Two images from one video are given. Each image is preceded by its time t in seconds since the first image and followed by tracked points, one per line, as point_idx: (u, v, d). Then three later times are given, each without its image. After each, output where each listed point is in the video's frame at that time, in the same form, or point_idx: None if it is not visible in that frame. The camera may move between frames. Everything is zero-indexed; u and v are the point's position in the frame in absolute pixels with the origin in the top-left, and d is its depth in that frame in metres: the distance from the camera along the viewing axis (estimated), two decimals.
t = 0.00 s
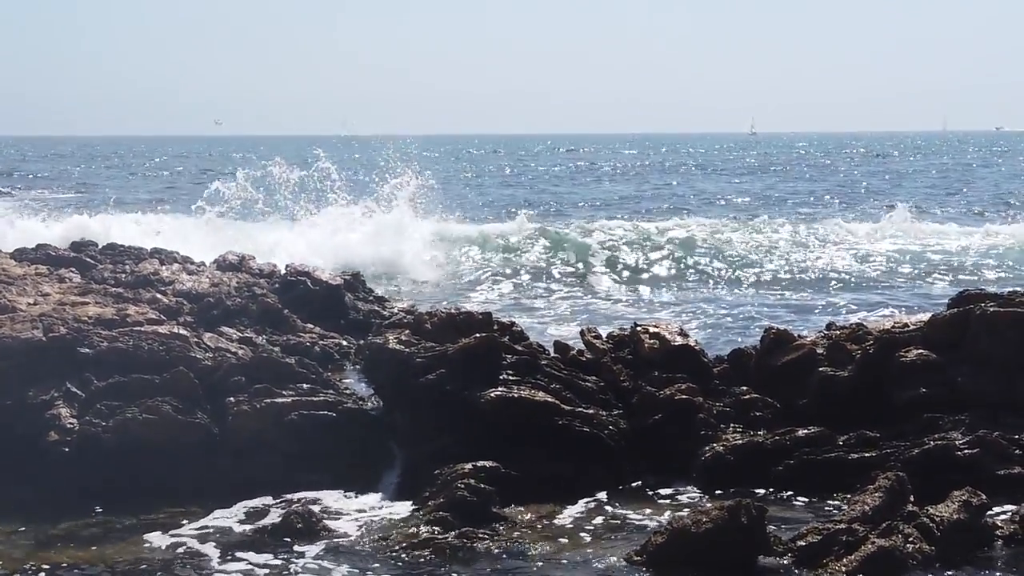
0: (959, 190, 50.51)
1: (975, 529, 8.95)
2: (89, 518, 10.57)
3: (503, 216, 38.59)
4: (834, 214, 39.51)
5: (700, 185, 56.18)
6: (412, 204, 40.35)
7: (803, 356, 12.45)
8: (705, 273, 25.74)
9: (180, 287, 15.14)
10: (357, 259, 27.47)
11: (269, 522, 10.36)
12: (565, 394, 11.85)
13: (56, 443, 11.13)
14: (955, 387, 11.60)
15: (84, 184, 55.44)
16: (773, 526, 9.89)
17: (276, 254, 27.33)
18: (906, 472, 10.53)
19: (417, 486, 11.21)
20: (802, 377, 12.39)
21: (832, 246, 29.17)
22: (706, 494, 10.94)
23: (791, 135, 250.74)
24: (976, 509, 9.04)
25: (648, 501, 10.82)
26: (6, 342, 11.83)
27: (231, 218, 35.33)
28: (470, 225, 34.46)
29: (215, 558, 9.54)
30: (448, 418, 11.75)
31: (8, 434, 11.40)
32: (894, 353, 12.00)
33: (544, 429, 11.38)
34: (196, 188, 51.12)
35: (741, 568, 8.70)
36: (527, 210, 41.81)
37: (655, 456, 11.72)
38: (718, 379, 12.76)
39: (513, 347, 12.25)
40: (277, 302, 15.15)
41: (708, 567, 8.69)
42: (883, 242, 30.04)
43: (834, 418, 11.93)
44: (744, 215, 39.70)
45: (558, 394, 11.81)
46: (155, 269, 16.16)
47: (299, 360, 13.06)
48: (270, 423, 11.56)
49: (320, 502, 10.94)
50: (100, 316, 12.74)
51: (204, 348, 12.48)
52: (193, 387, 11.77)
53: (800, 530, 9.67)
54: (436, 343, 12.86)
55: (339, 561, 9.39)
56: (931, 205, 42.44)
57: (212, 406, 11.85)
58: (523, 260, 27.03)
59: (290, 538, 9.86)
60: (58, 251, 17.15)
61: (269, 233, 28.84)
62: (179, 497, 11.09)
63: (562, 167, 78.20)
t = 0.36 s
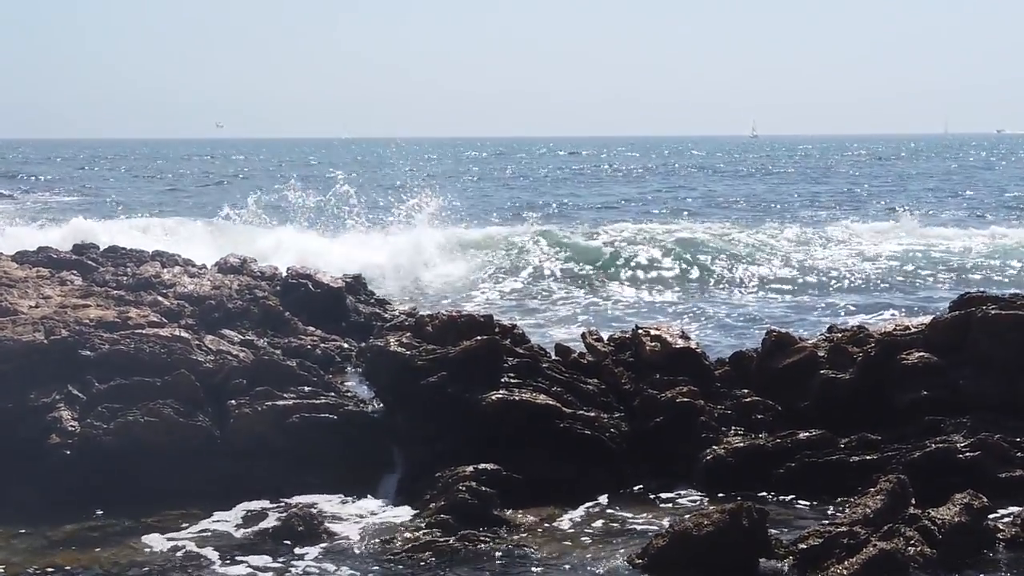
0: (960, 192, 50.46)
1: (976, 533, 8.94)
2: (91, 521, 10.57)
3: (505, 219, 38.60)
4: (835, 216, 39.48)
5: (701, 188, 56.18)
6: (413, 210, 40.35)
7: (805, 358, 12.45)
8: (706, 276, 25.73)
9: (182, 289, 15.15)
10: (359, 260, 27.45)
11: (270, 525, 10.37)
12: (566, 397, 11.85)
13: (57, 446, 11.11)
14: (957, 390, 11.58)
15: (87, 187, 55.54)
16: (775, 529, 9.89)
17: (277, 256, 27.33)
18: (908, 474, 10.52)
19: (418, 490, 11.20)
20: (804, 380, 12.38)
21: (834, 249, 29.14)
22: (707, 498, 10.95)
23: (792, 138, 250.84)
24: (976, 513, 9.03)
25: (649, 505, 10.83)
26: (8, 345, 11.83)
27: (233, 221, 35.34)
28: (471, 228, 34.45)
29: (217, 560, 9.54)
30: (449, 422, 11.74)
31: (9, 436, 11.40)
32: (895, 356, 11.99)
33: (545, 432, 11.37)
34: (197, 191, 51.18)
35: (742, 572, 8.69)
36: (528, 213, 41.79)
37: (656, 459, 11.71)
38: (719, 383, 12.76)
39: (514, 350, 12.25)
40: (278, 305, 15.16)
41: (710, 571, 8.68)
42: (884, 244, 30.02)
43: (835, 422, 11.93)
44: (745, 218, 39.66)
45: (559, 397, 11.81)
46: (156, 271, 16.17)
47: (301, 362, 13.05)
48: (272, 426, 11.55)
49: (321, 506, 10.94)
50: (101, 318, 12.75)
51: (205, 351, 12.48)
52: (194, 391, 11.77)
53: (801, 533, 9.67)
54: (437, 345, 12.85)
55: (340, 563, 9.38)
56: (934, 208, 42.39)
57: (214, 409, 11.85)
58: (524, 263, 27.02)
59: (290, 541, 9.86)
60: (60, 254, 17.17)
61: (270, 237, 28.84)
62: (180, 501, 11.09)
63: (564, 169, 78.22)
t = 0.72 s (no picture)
0: (967, 195, 50.30)
1: (982, 536, 8.91)
2: (99, 524, 10.58)
3: (510, 222, 38.61)
4: (840, 220, 39.44)
5: (706, 191, 56.14)
6: (418, 214, 40.38)
7: (811, 362, 12.45)
8: (711, 278, 25.73)
9: (188, 292, 15.18)
10: (363, 262, 27.47)
11: (277, 528, 10.39)
12: (572, 400, 11.86)
13: (63, 449, 11.11)
14: (963, 394, 11.58)
15: (94, 190, 55.78)
16: (781, 532, 9.90)
17: (283, 258, 27.37)
18: (914, 478, 10.52)
19: (424, 493, 11.22)
20: (810, 384, 12.38)
21: (840, 251, 29.10)
22: (713, 502, 10.96)
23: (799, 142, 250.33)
24: (983, 517, 9.00)
25: (655, 508, 10.85)
26: (15, 348, 11.86)
27: (239, 224, 35.41)
28: (476, 231, 34.46)
29: (223, 563, 9.56)
30: (455, 425, 11.74)
31: (16, 439, 11.42)
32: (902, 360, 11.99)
33: (551, 435, 11.38)
34: (204, 194, 51.33)
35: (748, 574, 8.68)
36: (533, 216, 41.82)
37: (663, 462, 11.71)
38: (726, 386, 12.76)
39: (520, 353, 12.25)
40: (284, 308, 15.19)
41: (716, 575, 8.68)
42: (890, 247, 29.98)
43: (841, 425, 11.93)
44: (750, 220, 39.63)
45: (566, 401, 11.82)
46: (163, 274, 16.21)
47: (307, 365, 13.07)
48: (278, 429, 11.58)
49: (328, 509, 10.97)
50: (107, 321, 12.77)
51: (211, 354, 12.50)
52: (201, 393, 11.78)
53: (808, 537, 9.68)
54: (443, 349, 12.86)
55: (346, 566, 9.40)
56: (941, 211, 42.31)
57: (220, 412, 11.87)
58: (530, 265, 27.02)
59: (296, 544, 9.86)
60: (66, 257, 17.22)
61: (275, 242, 28.89)
62: (187, 504, 11.13)
63: (570, 172, 78.27)
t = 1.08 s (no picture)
0: (982, 200, 50.05)
1: (997, 542, 8.83)
2: (113, 527, 10.66)
3: (524, 226, 38.62)
4: (854, 224, 39.30)
5: (720, 195, 56.06)
6: (431, 219, 40.46)
7: (825, 366, 12.43)
8: (724, 283, 25.70)
9: (202, 296, 15.26)
10: (375, 265, 27.51)
11: (290, 531, 10.44)
12: (586, 404, 11.87)
13: (79, 452, 11.18)
14: (979, 399, 11.52)
15: (110, 194, 56.08)
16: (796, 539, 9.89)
17: (296, 262, 27.47)
18: (929, 483, 10.49)
19: (437, 498, 11.25)
20: (825, 388, 12.36)
21: (854, 256, 29.01)
22: (727, 508, 10.95)
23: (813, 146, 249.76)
24: (998, 522, 8.95)
25: (669, 513, 10.86)
26: (30, 352, 11.91)
27: (253, 229, 35.53)
28: (489, 235, 34.51)
29: (236, 567, 9.60)
30: (469, 429, 11.77)
31: (32, 443, 11.51)
32: (916, 365, 11.95)
33: (564, 440, 11.40)
34: (218, 198, 51.49)
35: None
36: (545, 220, 41.87)
37: (676, 467, 11.71)
38: (740, 390, 12.75)
39: (533, 357, 12.27)
40: (298, 312, 15.25)
41: None
42: (904, 252, 29.87)
43: (856, 430, 11.91)
44: (764, 224, 39.55)
45: (579, 405, 11.83)
46: (177, 278, 16.30)
47: (321, 369, 13.11)
48: (292, 433, 11.61)
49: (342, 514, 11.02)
50: (122, 325, 12.83)
51: (226, 358, 12.55)
52: (215, 397, 11.83)
53: (822, 542, 9.67)
54: (457, 353, 12.88)
55: (359, 570, 9.43)
56: (957, 215, 42.05)
57: (234, 415, 11.91)
58: (543, 269, 27.05)
59: (308, 547, 9.93)
60: (81, 261, 17.33)
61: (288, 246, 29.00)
62: (202, 508, 11.20)
63: (584, 176, 78.17)
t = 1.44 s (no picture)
0: (1004, 205, 49.66)
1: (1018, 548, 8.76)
2: (132, 531, 10.76)
3: (542, 231, 38.62)
4: (874, 229, 39.07)
5: (739, 200, 55.84)
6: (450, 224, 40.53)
7: (845, 372, 12.41)
8: (743, 287, 25.61)
9: (222, 301, 15.38)
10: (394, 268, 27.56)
11: (309, 536, 10.50)
12: (605, 409, 11.88)
13: (99, 456, 11.29)
14: (1000, 405, 11.42)
15: (130, 199, 56.45)
16: (814, 545, 9.88)
17: (314, 267, 27.57)
18: (949, 488, 10.46)
19: (456, 504, 11.29)
20: (844, 394, 12.33)
21: (873, 261, 28.88)
22: (746, 515, 10.94)
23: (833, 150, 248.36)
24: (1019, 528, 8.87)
25: (687, 519, 10.86)
26: (50, 356, 11.98)
27: (272, 234, 35.71)
28: (507, 240, 34.55)
29: (255, 571, 9.65)
30: (487, 434, 11.80)
31: (53, 446, 11.62)
32: (937, 371, 11.91)
33: (583, 445, 11.42)
34: (237, 203, 51.76)
35: None
36: (564, 225, 41.86)
37: (694, 473, 11.70)
38: (759, 396, 12.73)
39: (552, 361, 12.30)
40: (317, 316, 15.33)
41: None
42: (925, 257, 29.67)
43: (875, 436, 11.89)
44: (784, 229, 39.42)
45: (598, 410, 11.84)
46: (197, 283, 16.42)
47: (340, 374, 13.16)
48: (312, 438, 11.66)
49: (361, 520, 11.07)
50: (141, 330, 12.89)
51: (245, 362, 12.63)
52: (235, 402, 11.91)
53: (842, 549, 9.64)
54: (476, 358, 12.91)
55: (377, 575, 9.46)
56: (978, 221, 41.73)
57: (253, 419, 12.00)
58: (561, 273, 27.06)
59: (326, 550, 9.99)
60: (101, 266, 17.49)
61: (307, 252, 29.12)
62: (222, 512, 11.29)
63: (602, 181, 78.06)
